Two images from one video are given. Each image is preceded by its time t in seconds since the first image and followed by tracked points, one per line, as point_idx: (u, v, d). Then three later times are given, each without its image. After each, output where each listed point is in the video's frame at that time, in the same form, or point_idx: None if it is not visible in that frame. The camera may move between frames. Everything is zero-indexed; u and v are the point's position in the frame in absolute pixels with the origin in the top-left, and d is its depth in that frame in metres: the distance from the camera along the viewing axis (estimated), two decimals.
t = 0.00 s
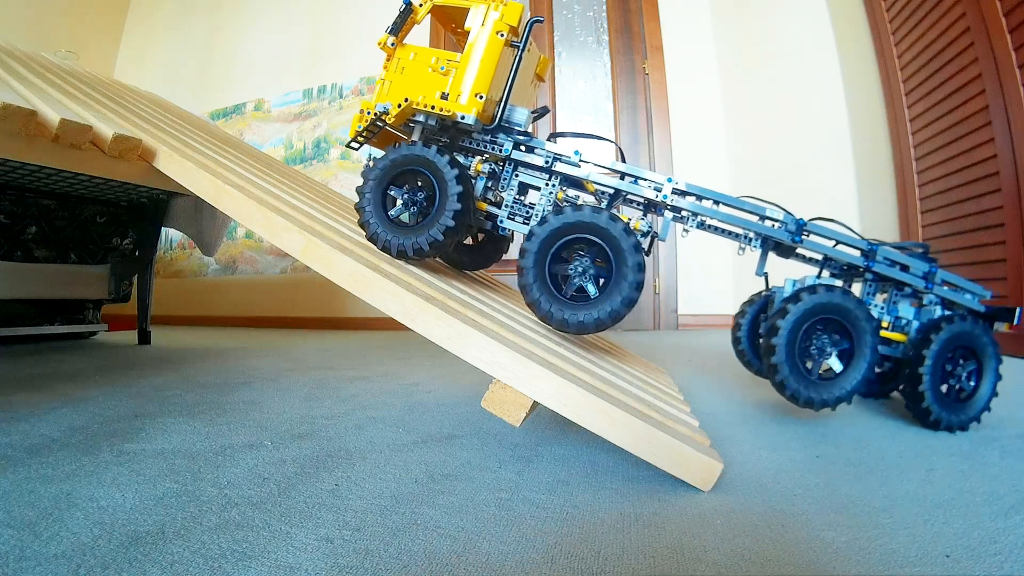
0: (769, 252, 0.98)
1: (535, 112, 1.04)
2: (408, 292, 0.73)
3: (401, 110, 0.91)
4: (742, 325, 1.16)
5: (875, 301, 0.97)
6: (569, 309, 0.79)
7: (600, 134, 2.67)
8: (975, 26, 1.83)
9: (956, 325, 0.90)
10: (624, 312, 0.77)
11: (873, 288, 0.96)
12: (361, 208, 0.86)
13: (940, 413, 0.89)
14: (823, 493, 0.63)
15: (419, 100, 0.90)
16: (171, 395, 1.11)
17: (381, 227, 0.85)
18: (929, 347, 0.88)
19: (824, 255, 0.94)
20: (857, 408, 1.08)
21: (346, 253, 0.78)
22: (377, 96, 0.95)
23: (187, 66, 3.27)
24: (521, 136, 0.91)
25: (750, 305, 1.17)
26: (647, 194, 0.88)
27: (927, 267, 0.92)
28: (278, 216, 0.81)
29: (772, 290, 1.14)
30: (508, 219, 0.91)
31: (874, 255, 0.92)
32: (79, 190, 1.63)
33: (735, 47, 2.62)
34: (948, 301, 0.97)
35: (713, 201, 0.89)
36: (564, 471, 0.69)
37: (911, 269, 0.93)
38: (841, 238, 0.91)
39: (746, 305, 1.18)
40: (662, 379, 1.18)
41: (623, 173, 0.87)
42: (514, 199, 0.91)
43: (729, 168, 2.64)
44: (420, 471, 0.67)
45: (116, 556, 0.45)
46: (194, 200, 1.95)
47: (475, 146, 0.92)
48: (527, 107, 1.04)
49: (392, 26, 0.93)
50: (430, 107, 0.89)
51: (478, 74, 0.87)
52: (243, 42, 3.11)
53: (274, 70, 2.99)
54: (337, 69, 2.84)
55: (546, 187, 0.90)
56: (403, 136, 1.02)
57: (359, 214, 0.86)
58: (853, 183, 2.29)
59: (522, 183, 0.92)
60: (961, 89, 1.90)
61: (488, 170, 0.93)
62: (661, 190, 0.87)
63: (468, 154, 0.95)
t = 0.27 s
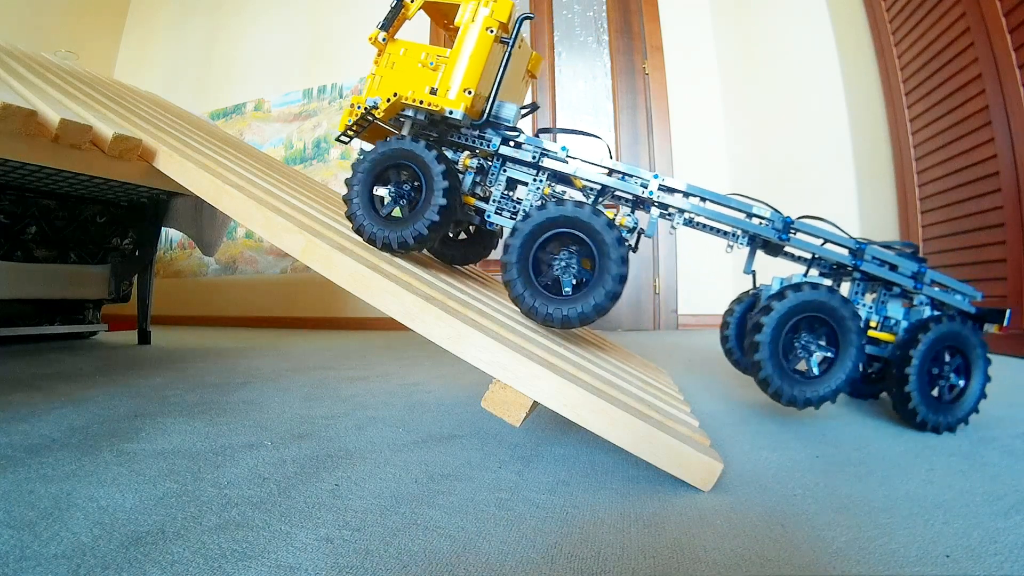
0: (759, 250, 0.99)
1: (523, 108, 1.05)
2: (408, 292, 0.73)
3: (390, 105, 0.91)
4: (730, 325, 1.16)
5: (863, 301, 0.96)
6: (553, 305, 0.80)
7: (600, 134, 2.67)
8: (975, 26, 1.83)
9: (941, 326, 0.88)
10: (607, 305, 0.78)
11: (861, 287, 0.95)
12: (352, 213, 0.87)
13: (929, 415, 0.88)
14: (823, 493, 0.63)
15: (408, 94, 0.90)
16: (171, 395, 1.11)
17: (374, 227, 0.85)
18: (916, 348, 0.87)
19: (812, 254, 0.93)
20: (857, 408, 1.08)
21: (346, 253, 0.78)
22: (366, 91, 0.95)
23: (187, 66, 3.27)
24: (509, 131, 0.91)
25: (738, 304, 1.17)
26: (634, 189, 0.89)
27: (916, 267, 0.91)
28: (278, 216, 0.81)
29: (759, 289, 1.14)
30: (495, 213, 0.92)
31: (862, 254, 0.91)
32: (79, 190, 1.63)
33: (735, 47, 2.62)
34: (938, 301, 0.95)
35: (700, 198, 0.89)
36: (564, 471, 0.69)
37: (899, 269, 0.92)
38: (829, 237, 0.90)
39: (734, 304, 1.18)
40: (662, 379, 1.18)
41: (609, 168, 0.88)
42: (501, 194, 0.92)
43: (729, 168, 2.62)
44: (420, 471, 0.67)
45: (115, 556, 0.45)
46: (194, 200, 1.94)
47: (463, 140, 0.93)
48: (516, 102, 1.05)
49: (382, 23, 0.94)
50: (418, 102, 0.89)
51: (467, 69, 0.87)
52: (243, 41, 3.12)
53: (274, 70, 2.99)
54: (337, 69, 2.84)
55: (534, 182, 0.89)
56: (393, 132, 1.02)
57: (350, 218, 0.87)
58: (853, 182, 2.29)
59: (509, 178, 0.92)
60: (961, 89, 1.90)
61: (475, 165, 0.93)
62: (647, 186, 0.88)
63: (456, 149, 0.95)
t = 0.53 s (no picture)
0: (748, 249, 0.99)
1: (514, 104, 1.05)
2: (408, 292, 0.73)
3: (380, 100, 0.91)
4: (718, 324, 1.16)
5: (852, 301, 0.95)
6: (539, 301, 0.80)
7: (600, 134, 2.67)
8: (975, 27, 1.83)
9: (929, 326, 0.87)
10: (592, 296, 0.78)
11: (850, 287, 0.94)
12: (346, 217, 0.87)
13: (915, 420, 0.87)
14: (823, 493, 0.63)
15: (397, 90, 0.90)
16: (172, 395, 1.11)
17: (372, 223, 0.85)
18: (900, 353, 0.86)
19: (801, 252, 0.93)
20: (857, 408, 1.08)
21: (346, 253, 0.78)
22: (357, 85, 0.96)
23: (187, 66, 3.27)
24: (497, 127, 0.92)
25: (726, 303, 1.17)
26: (621, 186, 0.89)
27: (905, 267, 0.91)
28: (278, 216, 0.82)
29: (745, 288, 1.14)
30: (483, 209, 0.92)
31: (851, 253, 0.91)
32: (79, 190, 1.63)
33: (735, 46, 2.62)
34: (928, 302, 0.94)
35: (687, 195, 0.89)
36: (564, 471, 0.69)
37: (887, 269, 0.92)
38: (817, 236, 0.90)
39: (723, 304, 1.17)
40: (662, 378, 1.18)
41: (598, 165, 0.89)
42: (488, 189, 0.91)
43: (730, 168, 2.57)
44: (420, 471, 0.67)
45: (115, 556, 0.45)
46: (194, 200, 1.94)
47: (452, 136, 0.94)
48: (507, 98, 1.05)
49: (373, 18, 0.95)
50: (408, 97, 0.89)
51: (457, 65, 0.87)
52: (244, 41, 3.12)
53: (274, 70, 2.99)
54: (337, 69, 2.84)
55: (522, 177, 0.90)
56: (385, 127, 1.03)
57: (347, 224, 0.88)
58: (854, 183, 2.30)
59: (498, 174, 0.92)
60: (961, 89, 1.90)
61: (464, 160, 0.93)
62: (634, 183, 0.88)
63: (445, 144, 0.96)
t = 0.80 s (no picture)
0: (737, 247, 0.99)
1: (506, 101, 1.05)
2: (408, 292, 0.73)
3: (370, 95, 0.91)
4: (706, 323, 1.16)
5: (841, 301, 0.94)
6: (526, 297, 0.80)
7: (600, 135, 2.67)
8: (975, 26, 1.83)
9: (916, 326, 0.86)
10: (575, 290, 0.78)
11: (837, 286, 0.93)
12: (344, 223, 0.87)
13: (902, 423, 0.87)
14: (823, 493, 0.63)
15: (388, 85, 0.90)
16: (172, 395, 1.11)
17: (371, 218, 0.85)
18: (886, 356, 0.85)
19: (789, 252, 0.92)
20: (857, 408, 1.08)
21: (346, 253, 0.78)
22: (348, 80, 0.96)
23: (188, 66, 3.27)
24: (486, 123, 0.92)
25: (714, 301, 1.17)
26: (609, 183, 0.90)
27: (894, 267, 0.90)
28: (278, 216, 0.82)
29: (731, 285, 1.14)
30: (472, 203, 0.93)
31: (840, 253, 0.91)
32: (79, 190, 1.63)
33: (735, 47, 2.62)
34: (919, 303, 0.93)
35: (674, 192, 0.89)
36: (564, 471, 0.69)
37: (876, 269, 0.91)
38: (805, 234, 0.89)
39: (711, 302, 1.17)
40: (662, 378, 1.18)
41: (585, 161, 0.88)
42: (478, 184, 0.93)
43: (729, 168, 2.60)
44: (420, 471, 0.67)
45: (115, 556, 0.45)
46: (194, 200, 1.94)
47: (441, 131, 0.93)
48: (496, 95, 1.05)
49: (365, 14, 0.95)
50: (398, 92, 0.89)
51: (447, 60, 0.87)
52: (244, 41, 3.12)
53: (274, 70, 2.99)
54: (337, 69, 2.84)
55: (511, 173, 0.91)
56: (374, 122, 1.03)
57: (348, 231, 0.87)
58: (854, 183, 2.30)
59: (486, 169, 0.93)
60: (961, 89, 1.90)
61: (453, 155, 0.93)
62: (621, 179, 0.89)
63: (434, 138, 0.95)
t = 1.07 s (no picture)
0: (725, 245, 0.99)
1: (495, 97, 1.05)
2: (408, 291, 0.73)
3: (359, 90, 0.92)
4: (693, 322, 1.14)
5: (829, 301, 0.92)
6: (508, 292, 0.80)
7: (600, 135, 2.67)
8: (975, 26, 1.83)
9: (907, 326, 0.84)
10: (558, 284, 0.78)
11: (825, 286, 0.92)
12: (347, 222, 0.86)
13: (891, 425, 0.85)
14: (822, 493, 0.63)
15: (377, 80, 0.91)
16: (171, 395, 1.11)
17: (371, 207, 0.85)
18: (871, 360, 0.82)
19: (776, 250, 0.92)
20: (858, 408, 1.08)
21: (346, 253, 0.78)
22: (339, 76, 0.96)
23: (188, 66, 3.27)
24: (474, 118, 0.92)
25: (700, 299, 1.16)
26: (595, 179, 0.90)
27: (883, 267, 0.88)
28: (278, 215, 0.82)
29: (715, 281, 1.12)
30: (459, 199, 0.92)
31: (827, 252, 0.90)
32: (79, 190, 1.63)
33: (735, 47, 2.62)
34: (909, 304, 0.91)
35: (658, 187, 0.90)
36: (564, 471, 0.70)
37: (865, 269, 0.89)
38: (792, 232, 0.89)
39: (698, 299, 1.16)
40: (662, 378, 1.18)
41: (572, 158, 0.88)
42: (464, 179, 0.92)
43: (729, 168, 2.61)
44: (420, 471, 0.67)
45: (115, 556, 0.45)
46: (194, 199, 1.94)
47: (431, 127, 0.94)
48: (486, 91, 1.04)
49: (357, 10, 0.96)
50: (387, 87, 0.90)
51: (436, 57, 0.87)
52: (243, 41, 3.12)
53: (275, 70, 2.99)
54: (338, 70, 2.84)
55: (498, 169, 0.90)
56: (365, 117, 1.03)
57: (353, 227, 0.87)
58: (854, 183, 2.29)
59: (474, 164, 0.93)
60: (961, 89, 1.90)
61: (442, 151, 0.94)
62: (607, 175, 0.88)
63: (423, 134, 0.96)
